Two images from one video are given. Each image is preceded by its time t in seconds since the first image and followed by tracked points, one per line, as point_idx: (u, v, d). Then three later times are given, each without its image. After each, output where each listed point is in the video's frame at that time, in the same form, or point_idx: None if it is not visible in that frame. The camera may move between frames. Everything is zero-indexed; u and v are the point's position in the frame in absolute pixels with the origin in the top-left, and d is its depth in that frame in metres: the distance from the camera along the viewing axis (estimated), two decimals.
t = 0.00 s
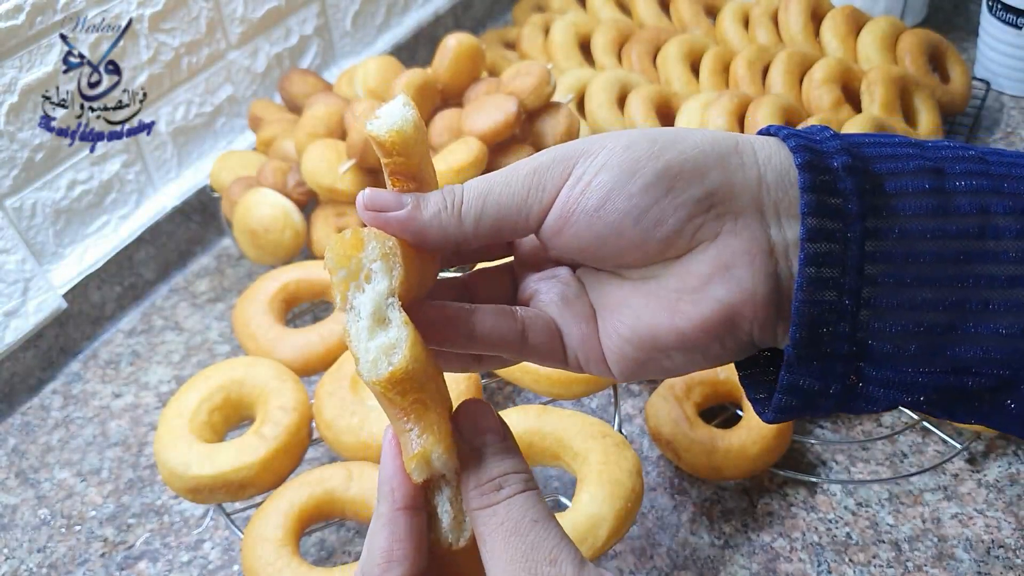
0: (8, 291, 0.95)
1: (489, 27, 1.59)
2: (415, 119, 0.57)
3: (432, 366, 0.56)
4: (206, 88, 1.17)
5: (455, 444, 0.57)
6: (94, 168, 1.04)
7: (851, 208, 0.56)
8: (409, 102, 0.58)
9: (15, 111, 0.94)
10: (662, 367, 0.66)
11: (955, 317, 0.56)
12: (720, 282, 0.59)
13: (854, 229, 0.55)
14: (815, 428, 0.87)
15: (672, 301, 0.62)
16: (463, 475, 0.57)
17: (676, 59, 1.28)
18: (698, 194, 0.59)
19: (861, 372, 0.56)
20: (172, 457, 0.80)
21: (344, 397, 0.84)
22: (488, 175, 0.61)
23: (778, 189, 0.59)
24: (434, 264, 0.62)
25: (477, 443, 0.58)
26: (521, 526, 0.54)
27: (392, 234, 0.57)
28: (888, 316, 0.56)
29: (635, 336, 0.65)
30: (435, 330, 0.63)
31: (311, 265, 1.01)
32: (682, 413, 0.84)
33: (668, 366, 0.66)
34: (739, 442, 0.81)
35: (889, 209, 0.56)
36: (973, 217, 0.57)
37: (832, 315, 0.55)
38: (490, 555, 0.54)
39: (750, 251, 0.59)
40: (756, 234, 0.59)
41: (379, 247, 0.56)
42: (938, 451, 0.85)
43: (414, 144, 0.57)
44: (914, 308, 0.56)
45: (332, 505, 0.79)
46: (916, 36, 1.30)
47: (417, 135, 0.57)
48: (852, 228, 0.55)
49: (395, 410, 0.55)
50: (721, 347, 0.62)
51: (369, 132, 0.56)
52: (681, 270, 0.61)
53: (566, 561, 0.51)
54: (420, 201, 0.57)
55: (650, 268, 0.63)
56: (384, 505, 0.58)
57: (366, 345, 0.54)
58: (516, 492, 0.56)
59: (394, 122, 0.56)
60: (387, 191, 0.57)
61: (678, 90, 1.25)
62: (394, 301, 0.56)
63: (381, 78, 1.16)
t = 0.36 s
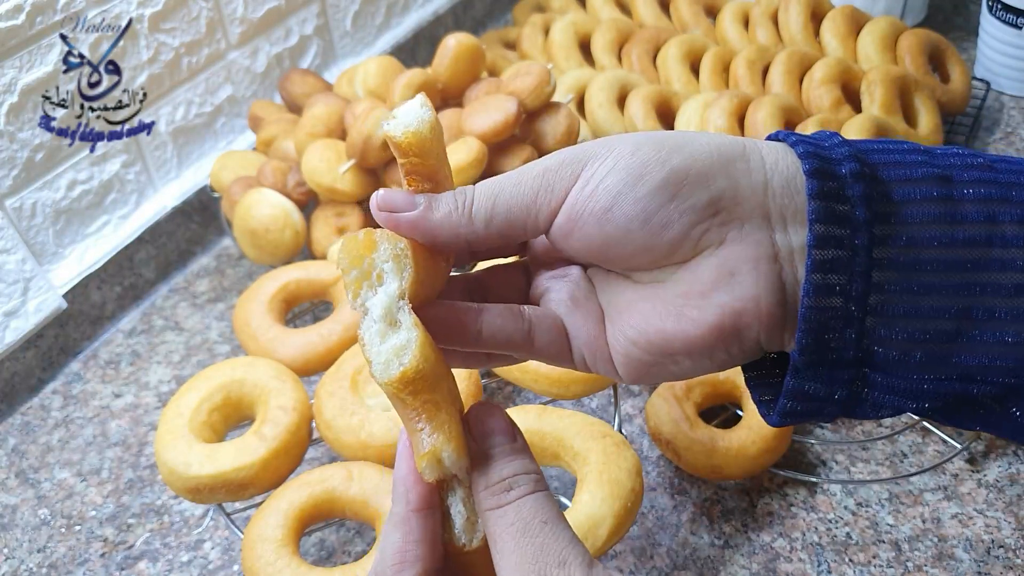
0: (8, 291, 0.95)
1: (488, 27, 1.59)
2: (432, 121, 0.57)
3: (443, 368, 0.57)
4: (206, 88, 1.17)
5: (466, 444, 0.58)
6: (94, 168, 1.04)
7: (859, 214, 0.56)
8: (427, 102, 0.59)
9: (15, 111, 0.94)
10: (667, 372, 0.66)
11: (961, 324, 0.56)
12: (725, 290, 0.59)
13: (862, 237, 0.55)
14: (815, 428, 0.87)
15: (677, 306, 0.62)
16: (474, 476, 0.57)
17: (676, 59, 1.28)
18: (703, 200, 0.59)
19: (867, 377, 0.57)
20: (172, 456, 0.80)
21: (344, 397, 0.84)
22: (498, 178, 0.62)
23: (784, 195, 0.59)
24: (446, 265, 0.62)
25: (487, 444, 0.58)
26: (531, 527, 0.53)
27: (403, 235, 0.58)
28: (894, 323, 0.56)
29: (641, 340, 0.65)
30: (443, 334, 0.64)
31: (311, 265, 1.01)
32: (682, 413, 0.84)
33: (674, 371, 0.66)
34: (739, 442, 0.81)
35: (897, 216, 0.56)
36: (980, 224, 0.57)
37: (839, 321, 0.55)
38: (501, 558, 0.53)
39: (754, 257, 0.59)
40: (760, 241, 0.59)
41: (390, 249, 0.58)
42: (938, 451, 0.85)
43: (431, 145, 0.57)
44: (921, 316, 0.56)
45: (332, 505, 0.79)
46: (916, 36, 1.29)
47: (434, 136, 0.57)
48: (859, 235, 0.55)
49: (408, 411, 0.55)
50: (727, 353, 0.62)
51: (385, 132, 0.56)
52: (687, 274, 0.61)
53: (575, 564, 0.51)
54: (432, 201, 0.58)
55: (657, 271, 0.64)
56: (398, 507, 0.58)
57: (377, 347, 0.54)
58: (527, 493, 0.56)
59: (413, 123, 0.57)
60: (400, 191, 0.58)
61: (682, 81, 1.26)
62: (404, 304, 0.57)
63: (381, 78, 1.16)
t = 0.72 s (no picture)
0: (8, 291, 0.95)
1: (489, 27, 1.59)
2: (443, 119, 0.57)
3: (454, 364, 0.57)
4: (206, 88, 1.17)
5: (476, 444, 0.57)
6: (94, 168, 1.04)
7: (865, 217, 0.56)
8: (438, 101, 0.59)
9: (14, 111, 0.94)
10: (673, 369, 0.66)
11: (965, 327, 0.56)
12: (730, 290, 0.60)
13: (869, 240, 0.55)
14: (815, 428, 0.87)
15: (683, 307, 0.62)
16: (484, 476, 0.57)
17: (676, 59, 1.28)
18: (711, 201, 0.59)
19: (871, 379, 0.57)
20: (172, 456, 0.80)
21: (344, 398, 0.84)
22: (508, 176, 0.62)
23: (790, 197, 0.59)
24: (455, 260, 0.62)
25: (497, 443, 0.58)
26: (540, 526, 0.53)
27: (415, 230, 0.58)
28: (899, 325, 0.56)
29: (646, 340, 0.65)
30: (450, 323, 0.63)
31: (311, 265, 1.01)
32: (682, 413, 0.84)
33: (679, 369, 0.66)
34: (739, 442, 0.81)
35: (903, 219, 0.57)
36: (987, 229, 0.57)
37: (844, 322, 0.55)
38: (511, 557, 0.53)
39: (760, 258, 0.59)
40: (766, 242, 0.59)
41: (401, 246, 0.59)
42: (938, 451, 0.85)
43: (443, 143, 0.57)
44: (926, 318, 0.56)
45: (332, 505, 0.79)
46: (916, 35, 1.29)
47: (445, 135, 0.57)
48: (866, 238, 0.55)
49: (418, 406, 0.56)
50: (732, 354, 0.62)
51: (397, 132, 0.56)
52: (693, 274, 0.61)
53: (585, 563, 0.51)
54: (442, 199, 0.58)
55: (663, 271, 0.64)
56: (409, 505, 0.58)
57: (389, 345, 0.55)
58: (537, 492, 0.55)
59: (424, 122, 0.57)
60: (411, 190, 0.58)
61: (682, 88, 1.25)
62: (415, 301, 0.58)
63: (381, 77, 1.16)
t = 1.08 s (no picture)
0: (8, 291, 0.95)
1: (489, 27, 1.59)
2: (445, 108, 0.57)
3: (463, 356, 0.57)
4: (206, 88, 1.17)
5: (487, 435, 0.58)
6: (94, 168, 1.04)
7: (871, 213, 0.56)
8: (439, 90, 0.59)
9: (15, 111, 0.94)
10: (678, 363, 0.66)
11: (971, 323, 0.56)
12: (736, 286, 0.59)
13: (874, 235, 0.55)
14: (815, 428, 0.88)
15: (688, 302, 0.62)
16: (495, 467, 0.57)
17: (676, 59, 1.28)
18: (716, 196, 0.59)
19: (876, 374, 0.56)
20: (172, 456, 0.80)
21: (344, 398, 0.84)
22: (514, 169, 0.62)
23: (797, 192, 0.58)
24: (462, 254, 0.63)
25: (508, 435, 0.59)
26: (551, 516, 0.53)
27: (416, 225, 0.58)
28: (904, 321, 0.56)
29: (652, 335, 0.65)
30: (458, 317, 0.64)
31: (311, 265, 1.01)
32: (683, 413, 0.84)
33: (683, 363, 0.66)
34: (740, 441, 0.81)
35: (910, 215, 0.56)
36: (993, 225, 0.57)
37: (849, 317, 0.55)
38: (522, 549, 0.53)
39: (765, 254, 0.58)
40: (772, 238, 0.58)
41: (406, 241, 0.59)
42: (938, 451, 0.85)
43: (444, 133, 0.58)
44: (931, 314, 0.56)
45: (332, 505, 0.79)
46: (916, 35, 1.29)
47: (447, 125, 0.57)
48: (872, 233, 0.55)
49: (427, 399, 0.56)
50: (737, 349, 0.62)
51: (398, 121, 0.57)
52: (698, 269, 0.61)
53: (596, 552, 0.51)
54: (446, 192, 0.58)
55: (669, 265, 0.64)
56: (418, 497, 0.59)
57: (398, 339, 0.56)
58: (548, 483, 0.55)
59: (426, 111, 0.57)
60: (414, 183, 0.58)
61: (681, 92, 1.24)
62: (421, 295, 0.58)
63: (381, 78, 1.16)
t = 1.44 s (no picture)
0: (8, 291, 0.94)
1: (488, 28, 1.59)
2: (449, 111, 0.57)
3: (469, 353, 0.57)
4: (206, 88, 1.17)
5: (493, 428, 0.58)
6: (94, 168, 1.04)
7: (870, 212, 0.56)
8: (444, 93, 0.59)
9: (15, 111, 0.94)
10: (681, 361, 0.67)
11: (969, 322, 0.56)
12: (736, 285, 0.60)
13: (873, 234, 0.55)
14: (815, 428, 0.87)
15: (688, 300, 0.63)
16: (501, 460, 0.57)
17: (676, 59, 1.28)
18: (717, 195, 0.59)
19: (874, 372, 0.57)
20: (172, 456, 0.80)
21: (344, 398, 0.84)
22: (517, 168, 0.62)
23: (797, 191, 0.58)
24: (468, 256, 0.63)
25: (513, 429, 0.58)
26: (557, 510, 0.53)
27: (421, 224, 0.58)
28: (903, 320, 0.56)
29: (654, 333, 0.66)
30: (463, 316, 0.65)
31: (310, 265, 1.01)
32: (683, 412, 0.84)
33: (685, 361, 0.67)
34: (740, 441, 0.81)
35: (907, 214, 0.57)
36: (991, 224, 0.57)
37: (847, 317, 0.55)
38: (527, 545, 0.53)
39: (765, 253, 0.58)
40: (772, 237, 0.59)
41: (411, 239, 0.58)
42: (938, 451, 0.85)
43: (449, 135, 0.57)
44: (929, 313, 0.56)
45: (332, 504, 0.79)
46: (916, 35, 1.29)
47: (451, 127, 0.57)
48: (871, 233, 0.55)
49: (434, 394, 0.56)
50: (738, 346, 0.63)
51: (403, 123, 0.56)
52: (700, 268, 0.62)
53: (600, 545, 0.51)
54: (451, 192, 0.58)
55: (668, 265, 0.64)
56: (423, 491, 0.58)
57: (405, 335, 0.56)
58: (554, 477, 0.55)
59: (431, 114, 0.57)
60: (420, 182, 0.57)
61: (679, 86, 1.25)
62: (427, 292, 0.58)
63: (382, 78, 1.16)
